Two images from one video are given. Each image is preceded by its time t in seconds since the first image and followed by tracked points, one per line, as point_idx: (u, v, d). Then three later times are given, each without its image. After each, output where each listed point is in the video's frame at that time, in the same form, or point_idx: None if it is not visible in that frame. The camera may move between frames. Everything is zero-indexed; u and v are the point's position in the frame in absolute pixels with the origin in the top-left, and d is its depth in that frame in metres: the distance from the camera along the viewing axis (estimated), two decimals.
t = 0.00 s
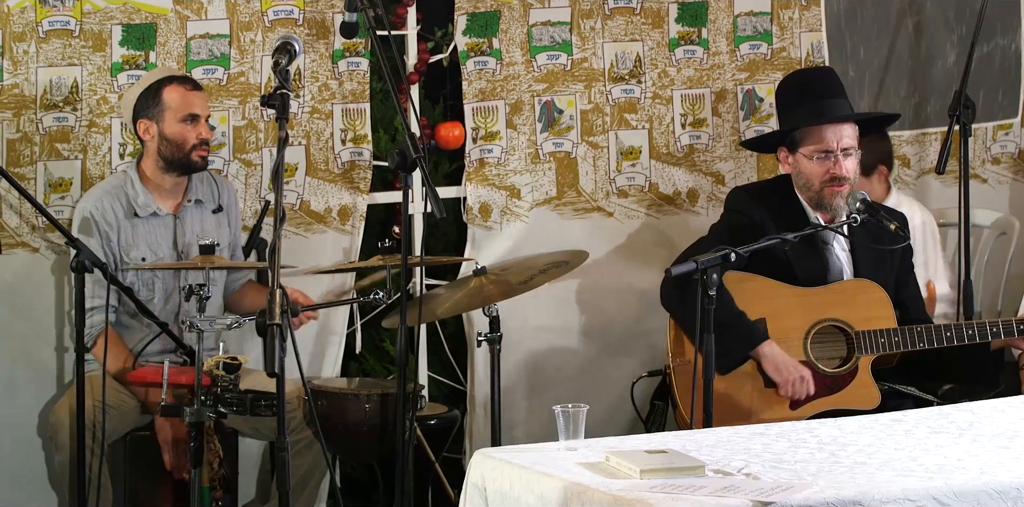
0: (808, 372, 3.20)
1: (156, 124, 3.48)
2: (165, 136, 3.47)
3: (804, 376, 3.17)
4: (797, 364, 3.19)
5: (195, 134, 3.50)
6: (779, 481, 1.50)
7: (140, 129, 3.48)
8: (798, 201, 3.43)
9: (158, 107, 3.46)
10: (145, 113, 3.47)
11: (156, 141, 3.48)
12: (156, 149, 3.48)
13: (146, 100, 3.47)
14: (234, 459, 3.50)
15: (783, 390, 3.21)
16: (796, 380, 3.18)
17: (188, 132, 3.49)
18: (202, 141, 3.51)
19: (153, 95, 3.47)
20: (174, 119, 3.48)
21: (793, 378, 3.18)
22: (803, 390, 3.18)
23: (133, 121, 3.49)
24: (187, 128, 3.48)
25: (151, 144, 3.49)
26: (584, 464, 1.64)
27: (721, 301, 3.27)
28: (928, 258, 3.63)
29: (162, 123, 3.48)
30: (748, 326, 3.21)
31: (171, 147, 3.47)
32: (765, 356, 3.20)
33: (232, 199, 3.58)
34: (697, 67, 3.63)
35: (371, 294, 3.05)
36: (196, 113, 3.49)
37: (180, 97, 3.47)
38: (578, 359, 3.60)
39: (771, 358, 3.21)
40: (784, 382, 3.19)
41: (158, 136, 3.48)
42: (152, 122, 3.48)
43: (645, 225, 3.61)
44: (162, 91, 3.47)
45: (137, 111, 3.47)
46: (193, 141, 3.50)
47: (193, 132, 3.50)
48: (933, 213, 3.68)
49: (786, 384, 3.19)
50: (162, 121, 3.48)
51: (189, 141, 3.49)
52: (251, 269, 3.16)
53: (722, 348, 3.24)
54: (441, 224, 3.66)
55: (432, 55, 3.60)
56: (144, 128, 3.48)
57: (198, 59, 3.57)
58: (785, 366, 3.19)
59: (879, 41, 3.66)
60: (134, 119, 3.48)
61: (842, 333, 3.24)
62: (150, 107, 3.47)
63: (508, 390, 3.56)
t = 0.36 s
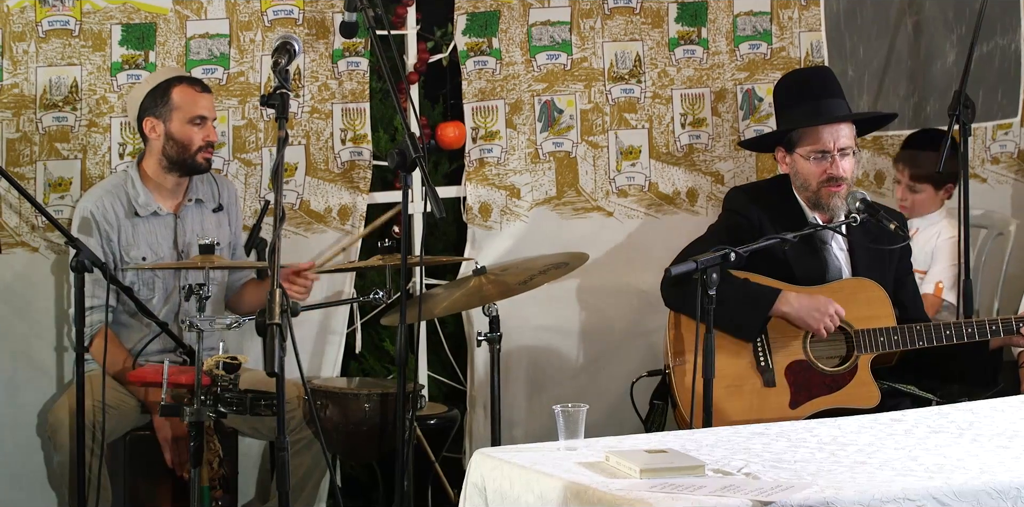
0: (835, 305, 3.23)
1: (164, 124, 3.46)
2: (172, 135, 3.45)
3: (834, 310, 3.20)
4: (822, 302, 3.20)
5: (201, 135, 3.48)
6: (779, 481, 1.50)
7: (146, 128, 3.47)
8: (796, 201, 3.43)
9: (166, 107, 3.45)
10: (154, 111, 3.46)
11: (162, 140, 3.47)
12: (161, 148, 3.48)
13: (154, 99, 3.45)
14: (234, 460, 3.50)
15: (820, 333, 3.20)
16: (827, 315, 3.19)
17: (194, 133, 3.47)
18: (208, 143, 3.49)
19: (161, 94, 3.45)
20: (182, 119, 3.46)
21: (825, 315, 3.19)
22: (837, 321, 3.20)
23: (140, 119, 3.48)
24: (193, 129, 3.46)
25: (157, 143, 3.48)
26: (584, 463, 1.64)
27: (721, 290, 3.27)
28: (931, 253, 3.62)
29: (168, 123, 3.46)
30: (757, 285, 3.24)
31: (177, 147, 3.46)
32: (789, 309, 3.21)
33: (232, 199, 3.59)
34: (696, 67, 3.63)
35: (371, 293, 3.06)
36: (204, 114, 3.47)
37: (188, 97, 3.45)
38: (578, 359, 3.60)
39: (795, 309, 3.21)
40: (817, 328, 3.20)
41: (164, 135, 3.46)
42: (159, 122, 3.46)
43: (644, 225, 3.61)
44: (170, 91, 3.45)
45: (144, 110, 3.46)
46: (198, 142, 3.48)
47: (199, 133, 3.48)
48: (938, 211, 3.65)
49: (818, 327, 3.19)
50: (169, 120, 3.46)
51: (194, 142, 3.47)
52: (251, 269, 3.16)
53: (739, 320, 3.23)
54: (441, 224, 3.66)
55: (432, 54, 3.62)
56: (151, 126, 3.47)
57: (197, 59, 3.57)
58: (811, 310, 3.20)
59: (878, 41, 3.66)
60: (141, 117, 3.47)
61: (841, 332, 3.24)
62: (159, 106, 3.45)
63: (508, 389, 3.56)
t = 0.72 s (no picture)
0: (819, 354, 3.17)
1: (165, 125, 3.49)
2: (173, 136, 3.49)
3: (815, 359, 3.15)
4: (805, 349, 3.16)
5: (202, 137, 3.51)
6: (777, 482, 1.50)
7: (147, 129, 3.49)
8: (795, 200, 3.43)
9: (167, 107, 3.47)
10: (156, 112, 3.48)
11: (163, 141, 3.49)
12: (162, 149, 3.49)
13: (156, 99, 3.47)
14: (233, 459, 3.50)
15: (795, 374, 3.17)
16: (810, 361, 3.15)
17: (194, 134, 3.50)
18: (208, 145, 3.53)
19: (163, 95, 3.47)
20: (182, 120, 3.49)
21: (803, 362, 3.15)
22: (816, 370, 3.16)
23: (140, 120, 3.49)
24: (194, 130, 3.50)
25: (157, 144, 3.50)
26: (582, 464, 1.64)
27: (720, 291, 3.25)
28: (942, 253, 3.58)
29: (169, 124, 3.49)
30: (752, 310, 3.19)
31: (177, 148, 3.49)
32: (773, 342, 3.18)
33: (231, 200, 3.58)
34: (696, 67, 3.63)
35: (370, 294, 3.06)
36: (205, 116, 3.51)
37: (188, 99, 3.48)
38: (578, 359, 3.60)
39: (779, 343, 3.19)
40: (796, 365, 3.17)
41: (165, 136, 3.49)
42: (160, 122, 3.49)
43: (643, 225, 3.61)
44: (171, 92, 3.47)
45: (145, 110, 3.47)
46: (199, 144, 3.51)
47: (199, 134, 3.51)
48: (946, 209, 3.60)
49: (798, 366, 3.16)
50: (169, 121, 3.49)
51: (195, 144, 3.50)
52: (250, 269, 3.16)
53: (732, 340, 3.21)
54: (441, 224, 3.65)
55: (431, 54, 3.62)
56: (152, 127, 3.48)
57: (196, 59, 3.57)
58: (796, 349, 3.16)
59: (877, 41, 3.66)
60: (141, 118, 3.48)
61: (840, 332, 3.24)
62: (160, 107, 3.47)
63: (507, 389, 3.56)
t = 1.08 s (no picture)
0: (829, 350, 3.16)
1: (165, 125, 3.46)
2: (174, 137, 3.45)
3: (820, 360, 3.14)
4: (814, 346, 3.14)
5: (203, 137, 3.47)
6: (785, 481, 1.50)
7: (149, 129, 3.46)
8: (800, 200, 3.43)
9: (168, 108, 3.44)
10: (155, 112, 3.45)
11: (165, 141, 3.47)
12: (164, 150, 3.48)
13: (157, 100, 3.45)
14: (238, 459, 3.51)
15: (803, 374, 3.17)
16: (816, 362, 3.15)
17: (196, 135, 3.46)
18: (211, 144, 3.49)
19: (163, 95, 3.45)
20: (184, 120, 3.45)
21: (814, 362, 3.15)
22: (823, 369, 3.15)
23: (142, 121, 3.47)
24: (195, 130, 3.46)
25: (160, 144, 3.48)
26: (591, 464, 1.64)
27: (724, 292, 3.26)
28: (947, 257, 3.57)
29: (170, 124, 3.46)
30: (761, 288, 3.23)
31: (180, 149, 3.45)
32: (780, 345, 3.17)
33: (236, 200, 3.59)
34: (701, 67, 3.63)
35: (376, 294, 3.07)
36: (206, 116, 3.46)
37: (190, 99, 3.45)
38: (582, 359, 3.60)
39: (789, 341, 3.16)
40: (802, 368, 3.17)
41: (167, 137, 3.46)
42: (161, 123, 3.46)
43: (648, 225, 3.61)
44: (172, 92, 3.45)
45: (147, 110, 3.45)
46: (200, 144, 3.47)
47: (201, 135, 3.47)
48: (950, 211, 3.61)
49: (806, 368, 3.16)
50: (170, 122, 3.46)
51: (197, 144, 3.46)
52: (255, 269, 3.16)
53: (733, 340, 3.21)
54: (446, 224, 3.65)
55: (437, 54, 3.60)
56: (154, 128, 3.46)
57: (202, 59, 3.58)
58: (802, 351, 3.15)
59: (883, 41, 3.66)
60: (144, 118, 3.46)
61: (845, 332, 3.25)
62: (160, 107, 3.45)
63: (511, 388, 3.57)
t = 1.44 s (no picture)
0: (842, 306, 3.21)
1: (171, 125, 3.48)
2: (179, 137, 3.47)
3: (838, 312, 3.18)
4: (827, 301, 3.19)
5: (208, 138, 3.49)
6: (786, 482, 1.50)
7: (154, 129, 3.48)
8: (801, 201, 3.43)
9: (174, 108, 3.45)
10: (161, 112, 3.46)
11: (170, 141, 3.48)
12: (168, 150, 3.49)
13: (162, 101, 3.46)
14: (239, 460, 3.51)
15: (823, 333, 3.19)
16: (832, 314, 3.18)
17: (202, 136, 3.48)
18: (216, 145, 3.51)
19: (172, 95, 3.46)
20: (188, 121, 3.47)
21: (830, 315, 3.18)
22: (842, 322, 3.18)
23: (148, 121, 3.48)
24: (201, 130, 3.47)
25: (165, 144, 3.49)
26: (591, 465, 1.64)
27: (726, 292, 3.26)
28: (940, 262, 3.59)
29: (177, 124, 3.48)
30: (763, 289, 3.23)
31: (184, 149, 3.47)
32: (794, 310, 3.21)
33: (237, 201, 3.59)
34: (702, 68, 3.63)
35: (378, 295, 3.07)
36: (212, 117, 3.48)
37: (196, 100, 3.46)
38: (583, 360, 3.60)
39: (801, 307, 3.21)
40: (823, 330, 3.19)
41: (172, 137, 3.47)
42: (167, 123, 3.47)
43: (650, 226, 3.60)
44: (181, 93, 3.46)
45: (152, 110, 3.46)
46: (206, 144, 3.49)
47: (206, 135, 3.49)
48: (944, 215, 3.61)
49: (824, 326, 3.18)
50: (177, 122, 3.47)
51: (202, 145, 3.48)
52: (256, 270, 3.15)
53: (751, 323, 3.22)
54: (447, 225, 3.65)
55: (437, 55, 3.63)
56: (159, 128, 3.48)
57: (203, 60, 3.58)
58: (817, 310, 3.19)
59: (884, 42, 3.66)
60: (148, 118, 3.47)
61: (846, 333, 3.25)
62: (166, 107, 3.46)
63: (512, 389, 3.57)
